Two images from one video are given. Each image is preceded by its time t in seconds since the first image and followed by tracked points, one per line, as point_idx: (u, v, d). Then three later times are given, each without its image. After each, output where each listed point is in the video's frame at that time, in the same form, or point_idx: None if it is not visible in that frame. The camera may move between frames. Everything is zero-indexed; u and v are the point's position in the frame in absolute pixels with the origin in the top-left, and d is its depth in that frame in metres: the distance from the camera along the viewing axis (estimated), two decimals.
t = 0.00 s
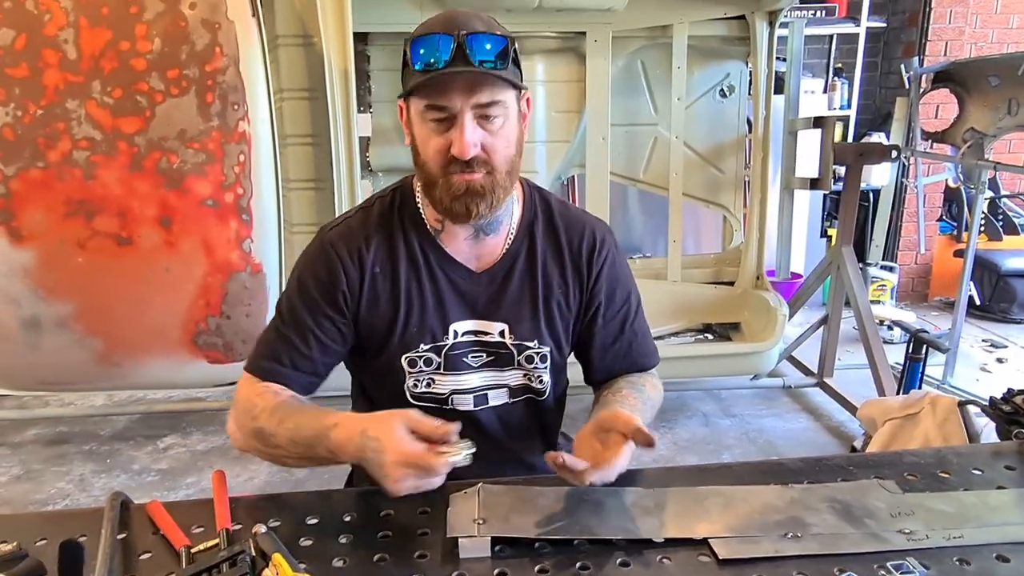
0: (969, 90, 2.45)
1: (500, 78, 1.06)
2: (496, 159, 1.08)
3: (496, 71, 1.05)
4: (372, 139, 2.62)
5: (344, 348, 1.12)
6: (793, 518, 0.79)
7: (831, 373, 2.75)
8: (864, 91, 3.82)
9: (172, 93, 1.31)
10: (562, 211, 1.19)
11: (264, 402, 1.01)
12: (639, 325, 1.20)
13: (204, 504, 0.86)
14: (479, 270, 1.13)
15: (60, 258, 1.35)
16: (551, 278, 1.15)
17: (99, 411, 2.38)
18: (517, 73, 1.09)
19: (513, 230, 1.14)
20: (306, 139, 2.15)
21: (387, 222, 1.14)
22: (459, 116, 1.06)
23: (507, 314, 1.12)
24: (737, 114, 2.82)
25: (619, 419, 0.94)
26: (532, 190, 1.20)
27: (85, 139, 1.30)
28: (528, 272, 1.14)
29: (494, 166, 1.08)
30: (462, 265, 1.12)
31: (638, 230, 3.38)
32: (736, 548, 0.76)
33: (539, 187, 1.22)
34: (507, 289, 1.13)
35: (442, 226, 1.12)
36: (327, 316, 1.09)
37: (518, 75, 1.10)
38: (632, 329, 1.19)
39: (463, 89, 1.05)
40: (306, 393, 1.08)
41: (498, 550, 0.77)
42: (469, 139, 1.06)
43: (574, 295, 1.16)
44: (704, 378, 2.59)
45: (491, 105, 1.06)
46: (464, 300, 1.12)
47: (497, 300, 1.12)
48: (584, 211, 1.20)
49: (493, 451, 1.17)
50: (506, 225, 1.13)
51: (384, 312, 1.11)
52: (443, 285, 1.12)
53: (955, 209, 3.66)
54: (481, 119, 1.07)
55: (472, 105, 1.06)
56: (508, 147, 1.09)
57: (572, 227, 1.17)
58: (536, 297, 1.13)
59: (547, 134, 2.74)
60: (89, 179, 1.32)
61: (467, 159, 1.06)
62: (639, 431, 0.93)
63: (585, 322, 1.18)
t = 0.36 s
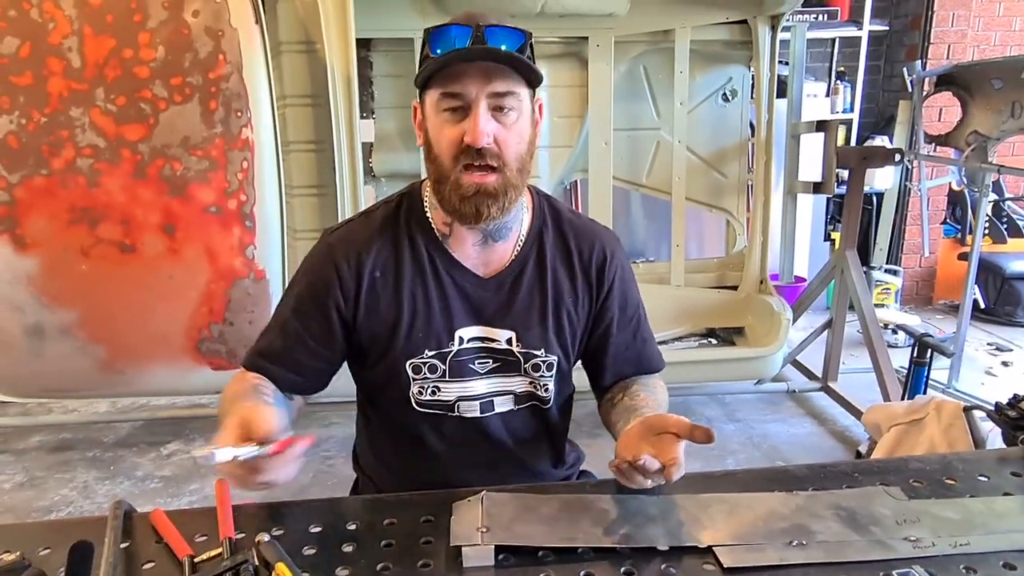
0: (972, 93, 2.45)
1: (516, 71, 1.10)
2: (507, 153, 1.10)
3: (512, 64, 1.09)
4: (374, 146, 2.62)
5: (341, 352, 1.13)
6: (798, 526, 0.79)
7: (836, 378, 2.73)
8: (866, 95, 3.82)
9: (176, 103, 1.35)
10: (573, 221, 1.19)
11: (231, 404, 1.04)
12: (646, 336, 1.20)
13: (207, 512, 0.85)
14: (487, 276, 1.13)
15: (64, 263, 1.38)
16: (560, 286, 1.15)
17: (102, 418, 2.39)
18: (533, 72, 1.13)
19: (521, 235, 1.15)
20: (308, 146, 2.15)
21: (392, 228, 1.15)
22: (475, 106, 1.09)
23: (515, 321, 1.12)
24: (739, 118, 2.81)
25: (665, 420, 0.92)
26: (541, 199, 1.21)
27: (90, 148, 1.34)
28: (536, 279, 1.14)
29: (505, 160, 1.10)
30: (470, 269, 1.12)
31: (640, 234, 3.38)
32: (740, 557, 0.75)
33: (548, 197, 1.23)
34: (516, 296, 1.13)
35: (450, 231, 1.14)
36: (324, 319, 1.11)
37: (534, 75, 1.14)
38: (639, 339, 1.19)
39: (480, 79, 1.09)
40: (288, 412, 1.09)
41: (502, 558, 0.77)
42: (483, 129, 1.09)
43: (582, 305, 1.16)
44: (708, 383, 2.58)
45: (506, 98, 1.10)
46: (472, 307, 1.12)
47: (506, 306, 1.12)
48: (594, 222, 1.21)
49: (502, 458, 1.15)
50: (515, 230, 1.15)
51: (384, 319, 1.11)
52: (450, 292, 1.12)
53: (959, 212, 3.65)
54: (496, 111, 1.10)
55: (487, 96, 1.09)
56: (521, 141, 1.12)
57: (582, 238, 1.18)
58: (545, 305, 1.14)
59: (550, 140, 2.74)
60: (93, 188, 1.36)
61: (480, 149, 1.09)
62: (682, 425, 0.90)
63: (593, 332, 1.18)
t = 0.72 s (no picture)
0: (972, 97, 2.45)
1: (538, 69, 1.11)
2: (521, 145, 1.09)
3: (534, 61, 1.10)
4: (375, 150, 2.63)
5: (338, 345, 1.12)
6: (798, 531, 0.79)
7: (836, 382, 2.73)
8: (866, 99, 3.82)
9: (176, 106, 1.27)
10: (581, 230, 1.19)
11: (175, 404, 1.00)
12: (645, 350, 1.21)
13: (206, 517, 0.85)
14: (491, 278, 1.13)
15: (63, 266, 1.32)
16: (564, 292, 1.15)
17: (102, 421, 2.38)
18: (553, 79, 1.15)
19: (528, 238, 1.15)
20: (308, 149, 2.16)
21: (400, 226, 1.15)
22: (495, 96, 1.10)
23: (517, 324, 1.12)
24: (739, 123, 2.81)
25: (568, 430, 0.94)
26: (550, 206, 1.21)
27: (90, 152, 1.27)
28: (540, 285, 1.14)
29: (520, 151, 1.09)
30: (475, 269, 1.13)
31: (640, 237, 3.38)
32: (740, 563, 0.75)
33: (556, 205, 1.23)
34: (520, 299, 1.13)
35: (458, 228, 1.14)
36: (327, 309, 1.10)
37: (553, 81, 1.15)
38: (637, 354, 1.20)
39: (502, 71, 1.10)
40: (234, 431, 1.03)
41: (501, 563, 0.76)
42: (500, 119, 1.09)
43: (585, 312, 1.16)
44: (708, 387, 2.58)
45: (525, 94, 1.11)
46: (475, 309, 1.12)
47: (508, 309, 1.12)
48: (602, 234, 1.22)
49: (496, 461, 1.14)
50: (522, 234, 1.15)
51: (386, 317, 1.11)
52: (454, 293, 1.11)
53: (959, 216, 3.66)
54: (514, 104, 1.10)
55: (507, 90, 1.10)
56: (536, 137, 1.11)
57: (589, 247, 1.18)
58: (547, 309, 1.13)
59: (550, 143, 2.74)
60: (93, 191, 1.29)
61: (495, 136, 1.08)
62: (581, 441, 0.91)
63: (592, 340, 1.18)
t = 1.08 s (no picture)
0: (974, 100, 2.45)
1: (524, 69, 1.11)
2: (511, 143, 1.09)
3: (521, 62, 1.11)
4: (376, 151, 2.63)
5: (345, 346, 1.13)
6: (800, 534, 0.79)
7: (838, 385, 2.73)
8: (868, 102, 3.83)
9: (179, 108, 1.25)
10: (574, 226, 1.20)
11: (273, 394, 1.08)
12: (639, 344, 1.21)
13: (208, 518, 0.85)
14: (487, 274, 1.13)
15: (64, 267, 1.27)
16: (558, 287, 1.15)
17: (103, 422, 2.39)
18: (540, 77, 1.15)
19: (522, 236, 1.16)
20: (310, 151, 2.17)
21: (395, 224, 1.15)
22: (483, 96, 1.10)
23: (513, 319, 1.12)
24: (740, 125, 2.81)
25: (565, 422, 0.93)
26: (542, 204, 1.22)
27: (92, 153, 1.23)
28: (535, 280, 1.14)
29: (509, 149, 1.09)
30: (470, 266, 1.13)
31: (642, 240, 3.38)
32: (741, 565, 0.75)
33: (548, 202, 1.24)
34: (515, 295, 1.13)
35: (452, 226, 1.15)
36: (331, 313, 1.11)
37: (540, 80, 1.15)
38: (633, 348, 1.19)
39: (488, 72, 1.11)
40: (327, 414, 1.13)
41: (502, 565, 0.76)
42: (489, 118, 1.09)
43: (580, 307, 1.16)
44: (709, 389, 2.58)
45: (512, 93, 1.11)
46: (471, 304, 1.12)
47: (504, 305, 1.12)
48: (595, 230, 1.22)
49: (495, 457, 1.15)
50: (515, 231, 1.15)
51: (386, 314, 1.10)
52: (451, 290, 1.11)
53: (961, 219, 3.65)
54: (502, 104, 1.11)
55: (494, 90, 1.11)
56: (525, 135, 1.11)
57: (582, 244, 1.18)
58: (543, 305, 1.13)
59: (551, 145, 2.74)
60: (95, 193, 1.24)
61: (484, 135, 1.08)
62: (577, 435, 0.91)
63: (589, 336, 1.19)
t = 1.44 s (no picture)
0: (975, 101, 2.45)
1: (510, 65, 1.12)
2: (504, 140, 1.11)
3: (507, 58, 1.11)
4: (378, 152, 2.63)
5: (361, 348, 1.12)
6: (802, 534, 0.79)
7: (839, 386, 2.72)
8: (870, 103, 3.83)
9: (181, 108, 1.24)
10: (569, 220, 1.20)
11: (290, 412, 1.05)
12: (638, 334, 1.21)
13: (209, 516, 0.85)
14: (489, 269, 1.13)
15: (65, 268, 1.26)
16: (559, 279, 1.15)
17: (105, 422, 2.39)
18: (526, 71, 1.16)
19: (520, 229, 1.17)
20: (312, 151, 2.17)
21: (399, 222, 1.15)
22: (472, 97, 1.11)
23: (516, 311, 1.12)
24: (742, 126, 2.81)
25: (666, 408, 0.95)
26: (538, 200, 1.22)
27: (95, 153, 1.22)
28: (536, 273, 1.14)
29: (503, 146, 1.11)
30: (471, 261, 1.13)
31: (644, 241, 3.37)
32: (744, 565, 0.75)
33: (544, 199, 1.25)
34: (517, 288, 1.13)
35: (453, 222, 1.15)
36: (342, 316, 1.10)
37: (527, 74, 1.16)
38: (631, 339, 1.20)
39: (476, 72, 1.11)
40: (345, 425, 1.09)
41: (503, 565, 0.76)
42: (481, 118, 1.10)
43: (580, 298, 1.17)
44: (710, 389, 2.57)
45: (501, 90, 1.12)
46: (476, 298, 1.12)
47: (507, 297, 1.13)
48: (589, 224, 1.23)
49: (503, 452, 1.14)
50: (514, 225, 1.16)
51: (398, 311, 1.10)
52: (457, 284, 1.11)
53: (963, 220, 3.65)
54: (493, 102, 1.12)
55: (483, 90, 1.11)
56: (517, 131, 1.13)
57: (579, 236, 1.19)
58: (544, 295, 1.14)
59: (553, 146, 2.74)
60: (97, 193, 1.24)
61: (478, 135, 1.10)
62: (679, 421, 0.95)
63: (587, 328, 1.19)
